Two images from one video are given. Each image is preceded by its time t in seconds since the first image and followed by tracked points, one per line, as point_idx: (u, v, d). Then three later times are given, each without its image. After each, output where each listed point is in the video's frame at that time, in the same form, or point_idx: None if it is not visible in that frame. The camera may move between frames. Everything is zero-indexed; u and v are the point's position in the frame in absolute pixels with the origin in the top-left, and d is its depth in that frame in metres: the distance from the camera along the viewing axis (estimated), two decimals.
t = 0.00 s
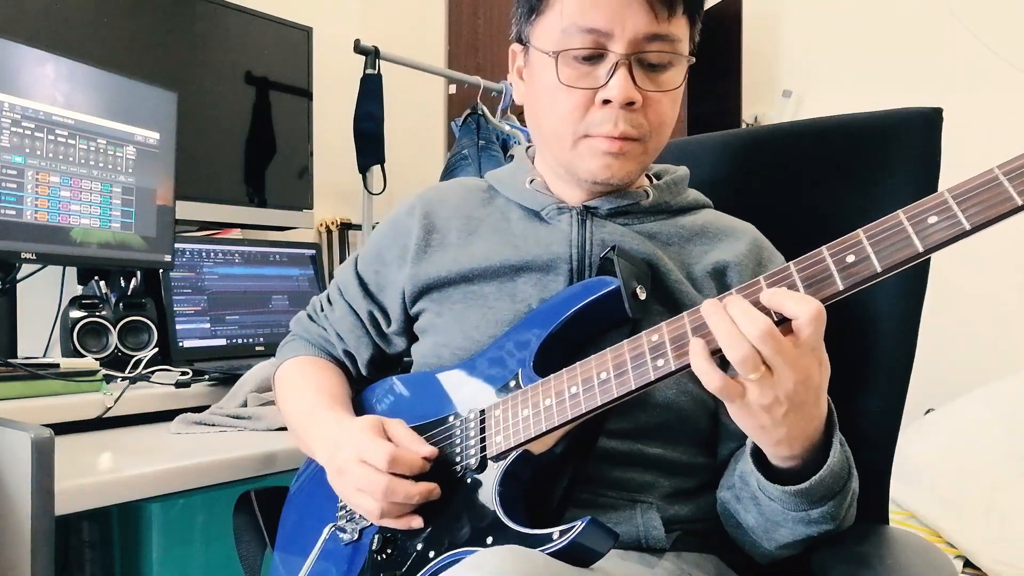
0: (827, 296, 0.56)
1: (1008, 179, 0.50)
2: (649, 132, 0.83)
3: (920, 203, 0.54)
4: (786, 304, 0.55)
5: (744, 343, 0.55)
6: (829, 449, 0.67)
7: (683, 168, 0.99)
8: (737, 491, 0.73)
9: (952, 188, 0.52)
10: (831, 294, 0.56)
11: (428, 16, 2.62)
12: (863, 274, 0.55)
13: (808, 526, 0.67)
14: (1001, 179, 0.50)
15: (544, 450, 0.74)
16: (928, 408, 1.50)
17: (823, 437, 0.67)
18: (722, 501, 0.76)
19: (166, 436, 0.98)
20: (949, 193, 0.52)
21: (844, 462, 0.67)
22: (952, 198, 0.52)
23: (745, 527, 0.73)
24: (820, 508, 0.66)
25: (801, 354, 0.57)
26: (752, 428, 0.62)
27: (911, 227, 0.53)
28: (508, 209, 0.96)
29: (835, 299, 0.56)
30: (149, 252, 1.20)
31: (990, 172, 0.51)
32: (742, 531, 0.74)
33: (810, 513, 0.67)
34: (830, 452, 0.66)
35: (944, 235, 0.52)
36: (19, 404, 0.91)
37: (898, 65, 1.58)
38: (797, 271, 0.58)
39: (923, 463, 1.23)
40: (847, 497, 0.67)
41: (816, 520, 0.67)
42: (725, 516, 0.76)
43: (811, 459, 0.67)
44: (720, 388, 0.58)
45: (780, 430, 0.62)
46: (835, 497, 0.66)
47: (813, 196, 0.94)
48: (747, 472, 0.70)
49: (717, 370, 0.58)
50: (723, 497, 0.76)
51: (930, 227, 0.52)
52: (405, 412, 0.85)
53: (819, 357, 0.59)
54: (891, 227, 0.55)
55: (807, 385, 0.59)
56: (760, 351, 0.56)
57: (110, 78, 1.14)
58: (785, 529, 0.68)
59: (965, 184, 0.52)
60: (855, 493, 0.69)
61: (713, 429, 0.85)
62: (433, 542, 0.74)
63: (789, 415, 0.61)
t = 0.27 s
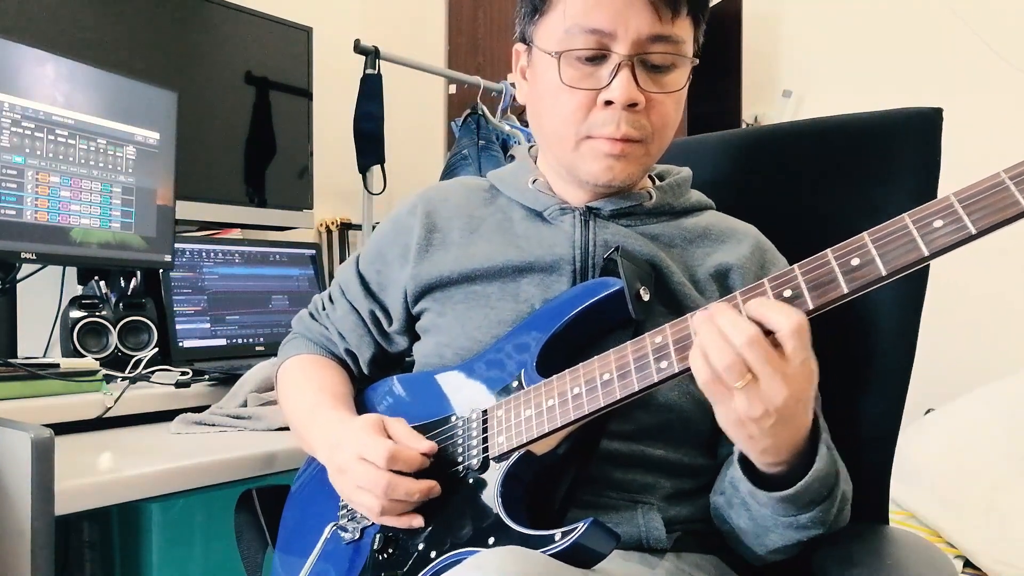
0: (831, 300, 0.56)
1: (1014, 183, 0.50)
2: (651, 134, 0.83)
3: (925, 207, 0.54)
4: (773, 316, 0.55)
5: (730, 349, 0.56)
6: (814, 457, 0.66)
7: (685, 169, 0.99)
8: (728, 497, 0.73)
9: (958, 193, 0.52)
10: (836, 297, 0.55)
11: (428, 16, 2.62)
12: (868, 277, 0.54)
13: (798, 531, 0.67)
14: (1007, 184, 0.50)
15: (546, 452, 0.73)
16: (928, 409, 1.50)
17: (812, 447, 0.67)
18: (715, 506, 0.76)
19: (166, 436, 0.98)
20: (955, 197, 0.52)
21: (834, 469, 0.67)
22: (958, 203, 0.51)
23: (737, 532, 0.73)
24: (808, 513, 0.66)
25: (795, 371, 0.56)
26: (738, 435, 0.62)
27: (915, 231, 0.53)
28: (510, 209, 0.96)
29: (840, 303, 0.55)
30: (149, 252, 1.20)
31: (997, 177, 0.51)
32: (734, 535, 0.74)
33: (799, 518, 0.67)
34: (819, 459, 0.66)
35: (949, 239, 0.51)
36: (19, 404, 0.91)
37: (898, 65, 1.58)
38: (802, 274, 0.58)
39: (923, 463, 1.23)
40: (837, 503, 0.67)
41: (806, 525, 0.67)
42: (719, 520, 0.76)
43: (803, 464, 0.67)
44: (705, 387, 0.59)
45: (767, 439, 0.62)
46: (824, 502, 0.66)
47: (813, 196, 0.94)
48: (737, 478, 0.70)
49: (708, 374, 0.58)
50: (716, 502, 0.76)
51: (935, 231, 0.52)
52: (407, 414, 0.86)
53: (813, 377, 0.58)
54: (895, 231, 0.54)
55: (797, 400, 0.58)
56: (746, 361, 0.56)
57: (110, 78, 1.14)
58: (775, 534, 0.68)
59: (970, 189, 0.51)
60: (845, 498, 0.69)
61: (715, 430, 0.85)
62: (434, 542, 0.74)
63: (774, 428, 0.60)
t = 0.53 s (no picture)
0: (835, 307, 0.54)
1: (1020, 193, 0.48)
2: (651, 139, 0.83)
3: (931, 215, 0.52)
4: (716, 353, 0.57)
5: (683, 379, 0.58)
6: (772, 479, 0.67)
7: (689, 172, 0.99)
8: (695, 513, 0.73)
9: (963, 201, 0.50)
10: (838, 305, 0.54)
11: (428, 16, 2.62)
12: (870, 285, 0.53)
13: (758, 549, 0.67)
14: (1013, 193, 0.48)
15: (546, 453, 0.73)
16: (928, 409, 1.50)
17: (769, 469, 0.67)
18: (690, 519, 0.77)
19: (166, 436, 0.98)
20: (960, 205, 0.50)
21: (791, 488, 0.68)
22: (962, 211, 0.50)
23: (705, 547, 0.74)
24: (767, 533, 0.67)
25: (745, 404, 0.58)
26: (695, 465, 0.63)
27: (920, 239, 0.51)
28: (512, 208, 0.96)
29: (842, 310, 0.54)
30: (149, 252, 1.20)
31: (1004, 185, 0.49)
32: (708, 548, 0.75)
33: (758, 537, 0.67)
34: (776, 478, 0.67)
35: (953, 248, 0.49)
36: (19, 404, 0.91)
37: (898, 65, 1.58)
38: (805, 279, 0.57)
39: (923, 463, 1.23)
40: (796, 521, 0.67)
41: (766, 544, 0.67)
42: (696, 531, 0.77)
43: (755, 486, 0.67)
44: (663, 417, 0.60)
45: (726, 468, 0.63)
46: (781, 523, 0.67)
47: (813, 197, 0.94)
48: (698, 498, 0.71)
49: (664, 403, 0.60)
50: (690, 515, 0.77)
51: (939, 239, 0.50)
52: (404, 414, 0.85)
53: (767, 409, 0.60)
54: (900, 239, 0.52)
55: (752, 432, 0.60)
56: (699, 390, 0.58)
57: (110, 78, 1.14)
58: (737, 550, 0.69)
59: (975, 198, 0.49)
60: (806, 515, 0.69)
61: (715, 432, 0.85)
62: (433, 541, 0.74)
63: (728, 457, 0.62)
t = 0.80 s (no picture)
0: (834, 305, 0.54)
1: (1018, 189, 0.48)
2: (646, 139, 0.83)
3: (930, 212, 0.52)
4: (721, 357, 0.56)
5: (693, 398, 0.56)
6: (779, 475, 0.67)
7: (691, 171, 0.99)
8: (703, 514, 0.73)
9: (962, 198, 0.50)
10: (837, 302, 0.54)
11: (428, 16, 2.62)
12: (869, 283, 0.52)
13: (768, 546, 0.67)
14: (1011, 189, 0.48)
15: (547, 453, 0.73)
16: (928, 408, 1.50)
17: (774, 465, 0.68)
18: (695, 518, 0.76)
19: (165, 436, 0.98)
20: (959, 203, 0.50)
21: (798, 484, 0.68)
22: (962, 208, 0.50)
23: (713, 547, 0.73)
24: (776, 531, 0.67)
25: (746, 401, 0.58)
26: (707, 470, 0.63)
27: (919, 236, 0.51)
28: (515, 209, 0.96)
29: (841, 308, 0.54)
30: (149, 252, 1.20)
31: (1003, 181, 0.49)
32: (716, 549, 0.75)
33: (768, 535, 0.67)
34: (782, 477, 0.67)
35: (952, 244, 0.49)
36: (19, 404, 0.91)
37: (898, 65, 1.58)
38: (804, 277, 0.57)
39: (923, 463, 1.23)
40: (804, 519, 0.67)
41: (775, 542, 0.67)
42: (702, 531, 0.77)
43: (761, 484, 0.67)
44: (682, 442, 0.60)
45: (733, 468, 0.63)
46: (790, 520, 0.67)
47: (813, 197, 0.94)
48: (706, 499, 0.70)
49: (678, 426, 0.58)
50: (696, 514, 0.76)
51: (939, 236, 0.50)
52: (405, 416, 0.85)
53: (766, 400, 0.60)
54: (898, 236, 0.52)
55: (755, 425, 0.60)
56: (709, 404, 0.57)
57: (111, 78, 1.14)
58: (745, 548, 0.69)
59: (974, 194, 0.49)
60: (812, 512, 0.69)
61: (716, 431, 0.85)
62: (433, 542, 0.74)
63: (738, 455, 0.62)
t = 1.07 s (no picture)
0: (836, 305, 0.54)
1: (1022, 189, 0.48)
2: (641, 145, 0.83)
3: (933, 212, 0.52)
4: (716, 353, 0.56)
5: (682, 394, 0.57)
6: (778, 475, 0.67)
7: (694, 170, 0.99)
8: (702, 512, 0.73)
9: (966, 199, 0.50)
10: (841, 303, 0.54)
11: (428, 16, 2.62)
12: (873, 283, 0.52)
13: (767, 547, 0.67)
14: (1015, 190, 0.48)
15: (549, 452, 0.73)
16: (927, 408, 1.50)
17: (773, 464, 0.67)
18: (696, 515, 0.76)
19: (166, 436, 0.98)
20: (962, 203, 0.50)
21: (798, 484, 0.68)
22: (966, 209, 0.50)
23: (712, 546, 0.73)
24: (775, 531, 0.67)
25: (741, 401, 0.58)
26: (705, 469, 0.63)
27: (922, 236, 0.51)
28: (518, 209, 0.96)
29: (844, 308, 0.54)
30: (149, 252, 1.20)
31: (1007, 182, 0.49)
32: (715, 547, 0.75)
33: (767, 535, 0.67)
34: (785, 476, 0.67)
35: (955, 245, 0.49)
36: (19, 404, 0.91)
37: (898, 65, 1.58)
38: (806, 277, 0.57)
39: (923, 463, 1.23)
40: (803, 519, 0.67)
41: (774, 541, 0.67)
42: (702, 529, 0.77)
43: (762, 484, 0.67)
44: (668, 434, 0.60)
45: (731, 467, 0.63)
46: (790, 520, 0.67)
47: (813, 197, 0.94)
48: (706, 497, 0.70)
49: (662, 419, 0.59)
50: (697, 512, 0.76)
51: (942, 237, 0.50)
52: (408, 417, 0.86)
53: (762, 400, 0.60)
54: (901, 237, 0.52)
55: (751, 425, 0.60)
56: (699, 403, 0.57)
57: (111, 78, 1.14)
58: (745, 548, 0.69)
59: (978, 195, 0.49)
60: (813, 513, 0.69)
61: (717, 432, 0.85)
62: (435, 541, 0.74)
63: (736, 454, 0.62)
